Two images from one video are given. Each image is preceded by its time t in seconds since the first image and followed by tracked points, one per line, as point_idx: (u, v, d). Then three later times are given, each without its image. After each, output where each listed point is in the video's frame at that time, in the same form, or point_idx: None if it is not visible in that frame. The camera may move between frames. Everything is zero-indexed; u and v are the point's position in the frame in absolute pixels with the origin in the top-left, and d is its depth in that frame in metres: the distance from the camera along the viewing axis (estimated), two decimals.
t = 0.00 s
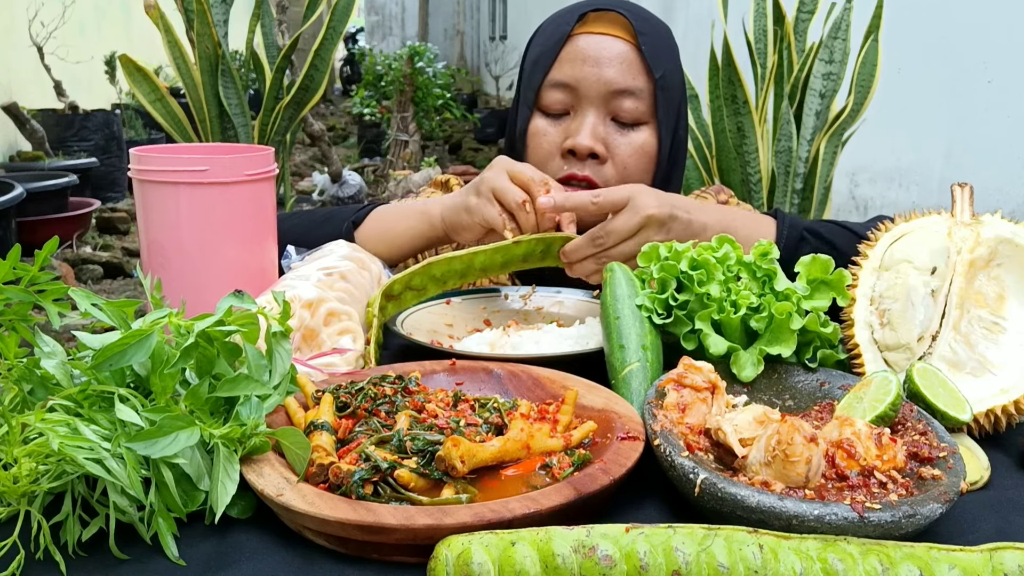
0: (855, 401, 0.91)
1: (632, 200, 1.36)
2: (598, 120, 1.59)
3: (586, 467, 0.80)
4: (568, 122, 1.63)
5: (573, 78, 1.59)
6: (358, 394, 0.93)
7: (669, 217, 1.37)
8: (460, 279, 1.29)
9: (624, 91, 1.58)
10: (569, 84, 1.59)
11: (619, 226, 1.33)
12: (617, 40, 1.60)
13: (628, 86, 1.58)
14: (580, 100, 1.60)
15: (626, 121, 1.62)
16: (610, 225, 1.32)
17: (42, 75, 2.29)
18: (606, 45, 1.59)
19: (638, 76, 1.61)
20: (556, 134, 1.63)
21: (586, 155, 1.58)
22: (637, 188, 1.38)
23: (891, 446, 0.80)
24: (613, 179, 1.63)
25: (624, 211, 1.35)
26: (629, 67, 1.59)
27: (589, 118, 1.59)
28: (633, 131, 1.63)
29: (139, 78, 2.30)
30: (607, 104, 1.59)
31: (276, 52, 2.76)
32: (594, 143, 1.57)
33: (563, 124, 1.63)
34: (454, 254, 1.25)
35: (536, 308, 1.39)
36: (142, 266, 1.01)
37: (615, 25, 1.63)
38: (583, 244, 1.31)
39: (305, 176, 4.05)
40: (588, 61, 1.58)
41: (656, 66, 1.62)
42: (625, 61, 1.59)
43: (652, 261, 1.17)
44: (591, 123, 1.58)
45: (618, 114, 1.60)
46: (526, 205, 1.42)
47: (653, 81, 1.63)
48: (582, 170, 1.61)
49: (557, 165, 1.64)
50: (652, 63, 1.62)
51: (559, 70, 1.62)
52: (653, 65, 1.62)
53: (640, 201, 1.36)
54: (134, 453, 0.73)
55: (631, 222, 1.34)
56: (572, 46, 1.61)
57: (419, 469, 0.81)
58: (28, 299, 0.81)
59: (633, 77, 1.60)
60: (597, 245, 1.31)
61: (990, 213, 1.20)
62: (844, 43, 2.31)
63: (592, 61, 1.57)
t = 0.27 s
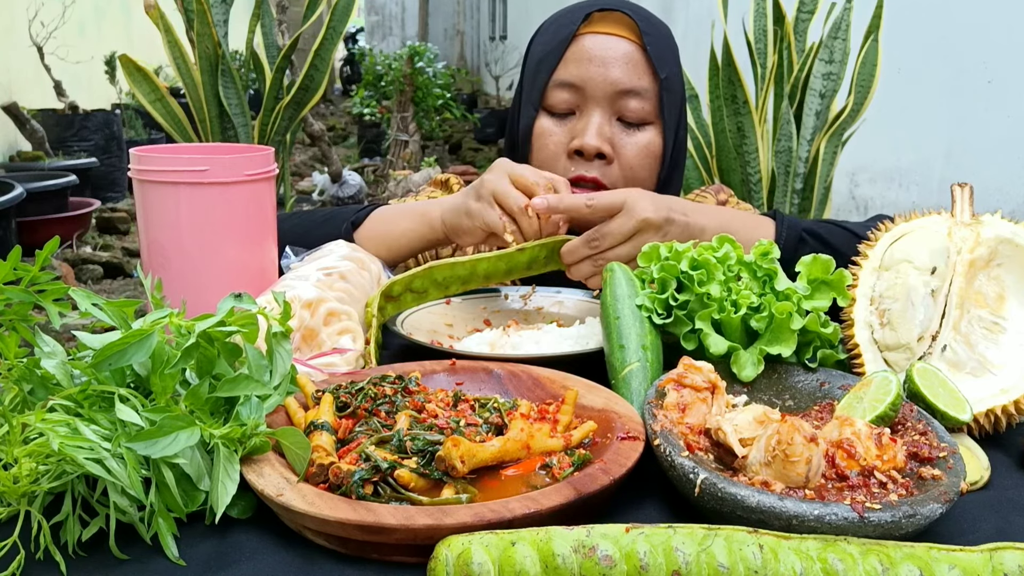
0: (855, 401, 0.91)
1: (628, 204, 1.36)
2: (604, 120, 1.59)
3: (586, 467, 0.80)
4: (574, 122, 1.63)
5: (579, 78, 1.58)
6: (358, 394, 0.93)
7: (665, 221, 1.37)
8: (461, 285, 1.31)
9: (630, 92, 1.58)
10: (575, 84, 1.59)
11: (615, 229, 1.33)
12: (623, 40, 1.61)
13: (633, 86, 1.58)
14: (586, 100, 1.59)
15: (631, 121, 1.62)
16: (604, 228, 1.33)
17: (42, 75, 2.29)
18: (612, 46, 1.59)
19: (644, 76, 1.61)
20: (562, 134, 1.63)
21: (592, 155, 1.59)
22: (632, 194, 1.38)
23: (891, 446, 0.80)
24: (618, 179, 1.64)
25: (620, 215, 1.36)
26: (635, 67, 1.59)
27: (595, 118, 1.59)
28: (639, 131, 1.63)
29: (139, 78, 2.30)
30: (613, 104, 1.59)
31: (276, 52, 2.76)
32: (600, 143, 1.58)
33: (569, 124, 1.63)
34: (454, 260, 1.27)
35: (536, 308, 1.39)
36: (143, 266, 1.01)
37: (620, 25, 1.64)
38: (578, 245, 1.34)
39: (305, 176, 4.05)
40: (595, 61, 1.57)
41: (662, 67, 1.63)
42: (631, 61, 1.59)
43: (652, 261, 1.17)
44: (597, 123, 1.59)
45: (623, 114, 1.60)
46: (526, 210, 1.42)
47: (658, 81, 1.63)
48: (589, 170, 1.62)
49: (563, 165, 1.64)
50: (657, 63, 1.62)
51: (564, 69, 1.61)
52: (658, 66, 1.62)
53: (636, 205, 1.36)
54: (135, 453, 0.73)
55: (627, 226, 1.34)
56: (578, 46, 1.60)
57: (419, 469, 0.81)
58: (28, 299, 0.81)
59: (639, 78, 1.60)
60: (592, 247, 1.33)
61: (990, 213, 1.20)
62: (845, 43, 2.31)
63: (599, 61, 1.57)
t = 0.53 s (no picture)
0: (855, 401, 0.91)
1: (630, 205, 1.36)
2: (604, 120, 1.59)
3: (586, 467, 0.80)
4: (574, 122, 1.62)
5: (580, 78, 1.58)
6: (358, 394, 0.93)
7: (668, 221, 1.38)
8: (462, 286, 1.29)
9: (630, 92, 1.58)
10: (575, 84, 1.59)
11: (617, 230, 1.33)
12: (622, 41, 1.60)
13: (633, 86, 1.58)
14: (586, 100, 1.59)
15: (631, 122, 1.62)
16: (607, 229, 1.33)
17: (42, 75, 2.29)
18: (612, 46, 1.59)
19: (644, 76, 1.61)
20: (562, 134, 1.63)
21: (592, 155, 1.58)
22: (633, 194, 1.38)
23: (891, 446, 0.80)
24: (617, 179, 1.63)
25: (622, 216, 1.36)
26: (635, 67, 1.59)
27: (595, 117, 1.59)
28: (638, 131, 1.63)
29: (139, 78, 2.30)
30: (613, 104, 1.59)
31: (276, 52, 2.76)
32: (600, 144, 1.57)
33: (569, 125, 1.63)
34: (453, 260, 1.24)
35: (536, 308, 1.39)
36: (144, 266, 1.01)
37: (620, 25, 1.64)
38: (579, 246, 1.32)
39: (305, 176, 4.05)
40: (595, 61, 1.57)
41: (661, 67, 1.63)
42: (631, 61, 1.59)
43: (652, 261, 1.17)
44: (597, 123, 1.58)
45: (623, 114, 1.60)
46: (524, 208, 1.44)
47: (658, 81, 1.63)
48: (588, 172, 1.61)
49: (563, 166, 1.64)
50: (657, 63, 1.62)
51: (564, 69, 1.61)
52: (658, 66, 1.62)
53: (638, 206, 1.36)
54: (135, 453, 0.73)
55: (629, 226, 1.35)
56: (578, 46, 1.60)
57: (419, 469, 0.81)
58: (28, 299, 0.81)
59: (639, 78, 1.60)
60: (594, 248, 1.32)
61: (990, 213, 1.20)
62: (845, 43, 2.31)
63: (599, 61, 1.57)
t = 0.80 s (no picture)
0: (855, 401, 0.91)
1: (631, 202, 1.36)
2: (603, 121, 1.59)
3: (586, 467, 0.80)
4: (573, 123, 1.63)
5: (578, 79, 1.58)
6: (358, 394, 0.93)
7: (669, 217, 1.38)
8: (454, 287, 1.27)
9: (629, 93, 1.58)
10: (573, 86, 1.59)
11: (619, 227, 1.33)
12: (621, 41, 1.60)
13: (632, 87, 1.58)
14: (584, 101, 1.60)
15: (629, 122, 1.62)
16: (609, 227, 1.32)
17: (42, 75, 2.29)
18: (610, 46, 1.59)
19: (643, 77, 1.61)
20: (560, 135, 1.63)
21: (591, 156, 1.58)
22: (634, 191, 1.38)
23: (891, 446, 0.80)
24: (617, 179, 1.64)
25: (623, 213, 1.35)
26: (633, 68, 1.59)
27: (594, 118, 1.59)
28: (637, 131, 1.64)
29: (139, 78, 2.30)
30: (612, 105, 1.59)
31: (276, 52, 2.76)
32: (598, 144, 1.58)
33: (567, 125, 1.63)
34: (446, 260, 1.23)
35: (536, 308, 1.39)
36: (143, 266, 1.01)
37: (618, 26, 1.63)
38: (583, 245, 1.30)
39: (305, 176, 4.05)
40: (593, 62, 1.57)
41: (660, 67, 1.63)
42: (629, 62, 1.59)
43: (652, 261, 1.17)
44: (596, 124, 1.59)
45: (622, 114, 1.61)
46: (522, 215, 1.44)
47: (658, 81, 1.63)
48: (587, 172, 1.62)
49: (562, 166, 1.64)
50: (656, 63, 1.62)
51: (562, 70, 1.61)
52: (656, 66, 1.62)
53: (639, 203, 1.36)
54: (134, 453, 0.73)
55: (630, 223, 1.34)
56: (576, 48, 1.60)
57: (419, 469, 0.81)
58: (25, 298, 0.81)
59: (637, 78, 1.60)
60: (597, 246, 1.30)
61: (990, 213, 1.20)
62: (845, 43, 2.31)
63: (597, 63, 1.57)
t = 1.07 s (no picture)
0: (855, 401, 0.91)
1: (635, 194, 1.36)
2: (602, 120, 1.59)
3: (586, 467, 0.80)
4: (572, 122, 1.62)
5: (577, 79, 1.58)
6: (358, 394, 0.93)
7: (677, 205, 1.37)
8: (456, 283, 1.32)
9: (629, 93, 1.59)
10: (573, 85, 1.59)
11: (626, 219, 1.32)
12: (621, 41, 1.60)
13: (632, 87, 1.58)
14: (584, 101, 1.59)
15: (628, 122, 1.62)
16: (615, 219, 1.32)
17: (42, 75, 2.29)
18: (609, 46, 1.59)
19: (642, 77, 1.61)
20: (560, 134, 1.63)
21: (590, 156, 1.57)
22: (637, 182, 1.39)
23: (891, 446, 0.80)
24: (614, 179, 1.63)
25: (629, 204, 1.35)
26: (633, 68, 1.59)
27: (593, 117, 1.59)
28: (636, 131, 1.64)
29: (139, 78, 2.30)
30: (611, 104, 1.59)
31: (276, 53, 2.76)
32: (597, 143, 1.57)
33: (567, 125, 1.62)
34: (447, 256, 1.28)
35: (536, 308, 1.39)
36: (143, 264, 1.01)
37: (618, 25, 1.63)
38: (592, 242, 1.30)
39: (305, 176, 4.05)
40: (593, 62, 1.57)
41: (660, 68, 1.63)
42: (630, 62, 1.59)
43: (652, 261, 1.17)
44: (595, 123, 1.58)
45: (621, 114, 1.60)
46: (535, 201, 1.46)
47: (657, 82, 1.63)
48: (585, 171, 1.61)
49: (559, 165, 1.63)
50: (656, 64, 1.62)
51: (562, 70, 1.61)
52: (656, 67, 1.62)
53: (643, 193, 1.36)
54: (134, 453, 0.73)
55: (638, 213, 1.33)
56: (576, 47, 1.60)
57: (419, 469, 0.81)
58: (26, 298, 0.81)
59: (637, 78, 1.60)
60: (606, 240, 1.30)
61: (990, 213, 1.19)
62: (845, 43, 2.31)
63: (597, 62, 1.57)
